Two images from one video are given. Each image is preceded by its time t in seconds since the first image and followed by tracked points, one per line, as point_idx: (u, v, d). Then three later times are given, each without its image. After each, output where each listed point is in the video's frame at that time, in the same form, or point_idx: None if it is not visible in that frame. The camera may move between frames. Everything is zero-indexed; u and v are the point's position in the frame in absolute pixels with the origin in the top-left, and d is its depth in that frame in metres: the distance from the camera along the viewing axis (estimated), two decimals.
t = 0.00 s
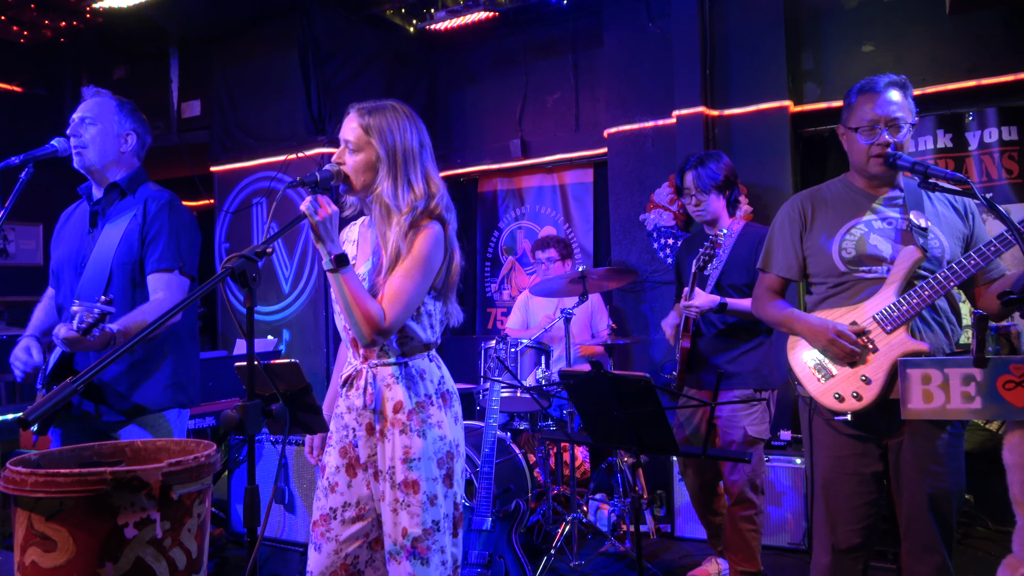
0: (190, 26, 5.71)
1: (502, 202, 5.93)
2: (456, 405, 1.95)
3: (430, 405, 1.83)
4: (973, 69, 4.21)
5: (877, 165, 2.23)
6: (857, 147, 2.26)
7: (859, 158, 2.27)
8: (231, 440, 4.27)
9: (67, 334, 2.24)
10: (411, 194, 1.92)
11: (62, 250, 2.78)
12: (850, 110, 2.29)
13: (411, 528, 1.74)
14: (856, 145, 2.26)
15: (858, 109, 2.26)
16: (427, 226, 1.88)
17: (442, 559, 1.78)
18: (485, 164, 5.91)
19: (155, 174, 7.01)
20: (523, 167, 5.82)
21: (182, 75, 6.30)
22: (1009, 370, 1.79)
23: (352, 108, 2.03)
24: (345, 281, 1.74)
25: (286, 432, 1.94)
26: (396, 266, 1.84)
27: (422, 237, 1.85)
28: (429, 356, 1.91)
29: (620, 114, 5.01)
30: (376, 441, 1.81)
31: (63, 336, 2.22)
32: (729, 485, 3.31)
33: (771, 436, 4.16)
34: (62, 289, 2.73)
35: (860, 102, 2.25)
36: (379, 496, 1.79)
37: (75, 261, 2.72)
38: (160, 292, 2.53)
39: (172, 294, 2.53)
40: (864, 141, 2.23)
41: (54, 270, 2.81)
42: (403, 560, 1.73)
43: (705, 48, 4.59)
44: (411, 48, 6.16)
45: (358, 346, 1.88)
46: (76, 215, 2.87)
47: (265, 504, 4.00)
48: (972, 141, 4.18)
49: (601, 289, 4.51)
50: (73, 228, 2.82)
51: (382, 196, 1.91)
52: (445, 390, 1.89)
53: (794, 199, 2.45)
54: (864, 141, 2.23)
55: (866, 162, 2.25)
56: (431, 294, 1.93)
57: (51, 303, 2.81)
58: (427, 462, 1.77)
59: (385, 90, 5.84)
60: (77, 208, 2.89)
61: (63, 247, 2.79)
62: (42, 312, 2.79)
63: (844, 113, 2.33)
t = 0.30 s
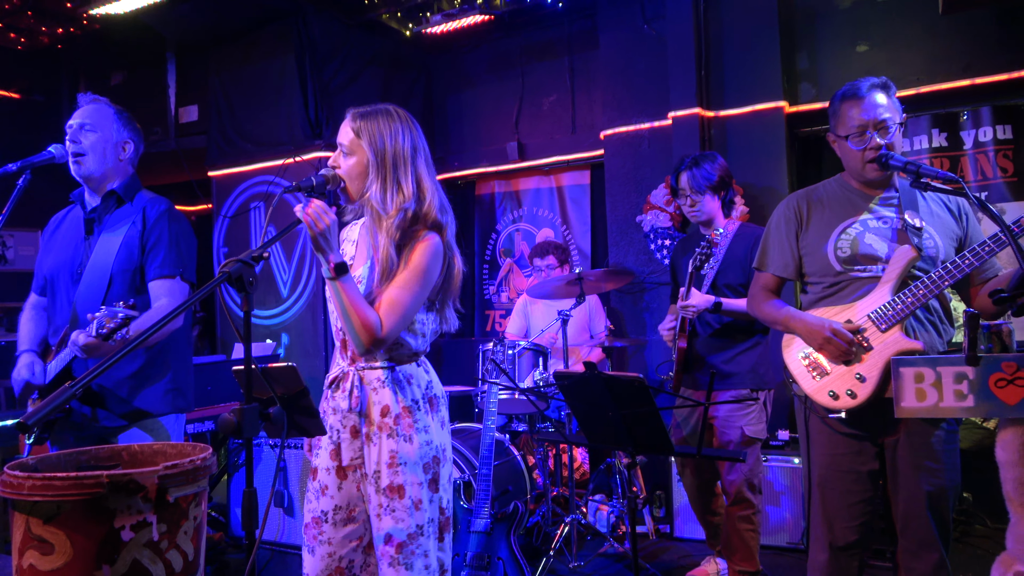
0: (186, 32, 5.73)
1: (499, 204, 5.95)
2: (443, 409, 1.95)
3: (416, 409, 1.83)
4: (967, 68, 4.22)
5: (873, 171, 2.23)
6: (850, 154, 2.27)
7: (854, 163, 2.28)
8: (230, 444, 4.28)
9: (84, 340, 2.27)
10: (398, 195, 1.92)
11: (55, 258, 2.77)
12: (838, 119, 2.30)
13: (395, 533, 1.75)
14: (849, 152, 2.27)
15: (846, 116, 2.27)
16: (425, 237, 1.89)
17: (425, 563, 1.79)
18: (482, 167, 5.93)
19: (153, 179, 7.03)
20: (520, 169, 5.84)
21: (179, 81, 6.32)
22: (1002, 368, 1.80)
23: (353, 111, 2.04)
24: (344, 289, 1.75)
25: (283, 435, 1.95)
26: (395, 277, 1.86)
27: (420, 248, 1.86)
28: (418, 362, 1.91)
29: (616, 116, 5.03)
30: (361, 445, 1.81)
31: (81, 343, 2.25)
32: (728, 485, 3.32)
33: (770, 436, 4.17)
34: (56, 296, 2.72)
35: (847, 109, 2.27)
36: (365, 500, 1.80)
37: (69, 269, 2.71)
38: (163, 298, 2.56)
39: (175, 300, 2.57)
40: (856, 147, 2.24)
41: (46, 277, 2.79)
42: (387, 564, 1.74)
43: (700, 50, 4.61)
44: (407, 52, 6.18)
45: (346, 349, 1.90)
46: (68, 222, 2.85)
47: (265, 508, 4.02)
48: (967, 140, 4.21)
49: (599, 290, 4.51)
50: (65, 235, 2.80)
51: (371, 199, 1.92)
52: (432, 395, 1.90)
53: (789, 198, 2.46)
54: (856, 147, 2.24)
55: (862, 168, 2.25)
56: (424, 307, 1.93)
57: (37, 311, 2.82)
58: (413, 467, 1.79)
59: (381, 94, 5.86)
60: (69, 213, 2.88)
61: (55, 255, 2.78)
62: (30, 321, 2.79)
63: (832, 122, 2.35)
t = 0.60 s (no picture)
0: (195, 31, 5.75)
1: (506, 206, 5.95)
2: (444, 411, 1.92)
3: (414, 411, 1.80)
4: (977, 75, 4.20)
5: (886, 171, 2.21)
6: (867, 152, 2.25)
7: (869, 162, 2.25)
8: (235, 443, 4.28)
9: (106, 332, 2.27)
10: (413, 199, 1.91)
11: (55, 254, 2.73)
12: (856, 117, 2.29)
13: (393, 535, 1.73)
14: (865, 149, 2.25)
15: (864, 115, 2.26)
16: (433, 249, 1.86)
17: (423, 565, 1.76)
18: (489, 169, 5.93)
19: (160, 177, 7.03)
20: (527, 172, 5.83)
21: (186, 79, 6.33)
22: (1017, 377, 1.79)
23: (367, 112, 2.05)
24: (417, 346, 1.73)
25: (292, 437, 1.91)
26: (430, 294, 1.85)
27: (437, 258, 1.84)
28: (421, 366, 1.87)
29: (624, 119, 5.02)
30: (360, 447, 1.81)
31: (102, 334, 2.27)
32: (735, 491, 3.32)
33: (776, 442, 4.15)
34: (58, 292, 2.69)
35: (865, 108, 2.26)
36: (364, 502, 1.79)
37: (71, 266, 2.68)
38: (171, 295, 2.55)
39: (183, 298, 2.57)
40: (873, 145, 2.22)
41: (46, 274, 2.75)
42: (386, 565, 1.73)
43: (708, 53, 4.60)
44: (414, 53, 6.18)
45: (346, 350, 1.90)
46: (67, 219, 2.81)
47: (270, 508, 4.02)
48: (976, 147, 4.20)
49: (605, 293, 4.50)
50: (65, 232, 2.77)
51: (386, 201, 1.91)
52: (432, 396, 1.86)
53: (798, 201, 2.45)
54: (874, 145, 2.22)
55: (875, 167, 2.24)
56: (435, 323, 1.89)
57: (30, 307, 2.78)
58: (411, 469, 1.77)
59: (389, 95, 5.86)
60: (68, 210, 2.85)
61: (54, 252, 2.74)
62: (23, 317, 2.74)
63: (849, 121, 2.33)
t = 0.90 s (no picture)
0: (232, 34, 5.84)
1: (536, 208, 5.94)
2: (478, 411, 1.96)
3: (454, 409, 1.84)
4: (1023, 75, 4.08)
5: (925, 179, 2.17)
6: (903, 157, 2.19)
7: (905, 168, 2.19)
8: (267, 439, 4.34)
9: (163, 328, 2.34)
10: (450, 210, 1.93)
11: (88, 253, 2.72)
12: (888, 122, 2.24)
13: (433, 531, 1.75)
14: (901, 154, 2.19)
15: (898, 120, 2.20)
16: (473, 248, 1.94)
17: (461, 562, 1.79)
18: (520, 170, 5.94)
19: (196, 177, 7.16)
20: (558, 173, 5.82)
21: (223, 81, 6.44)
22: None
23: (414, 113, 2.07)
24: (475, 360, 1.83)
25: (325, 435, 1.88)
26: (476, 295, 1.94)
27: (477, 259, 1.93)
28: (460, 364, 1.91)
29: (656, 121, 4.98)
30: (399, 446, 1.82)
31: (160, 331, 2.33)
32: (767, 497, 3.27)
33: (809, 449, 4.08)
34: (92, 291, 2.69)
35: (898, 112, 2.21)
36: (400, 501, 1.80)
37: (101, 266, 2.68)
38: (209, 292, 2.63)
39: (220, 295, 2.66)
40: (910, 150, 2.17)
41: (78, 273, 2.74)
42: (425, 563, 1.74)
43: (744, 54, 4.54)
44: (447, 55, 6.21)
45: (383, 351, 1.91)
46: (97, 219, 2.80)
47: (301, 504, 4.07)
48: (1022, 149, 4.10)
49: (636, 296, 4.47)
50: (96, 232, 2.76)
51: (422, 206, 1.92)
52: (469, 395, 1.90)
53: (831, 204, 2.40)
54: (911, 150, 2.16)
55: (913, 175, 2.18)
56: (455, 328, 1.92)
57: (55, 305, 2.79)
58: (452, 466, 1.80)
59: (421, 97, 5.89)
60: (96, 209, 2.84)
61: (83, 252, 2.74)
62: (51, 315, 2.75)
63: (880, 126, 2.28)
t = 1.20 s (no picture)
0: (234, 39, 5.87)
1: (538, 209, 5.94)
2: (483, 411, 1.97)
3: (461, 409, 1.85)
4: None
5: (924, 175, 2.16)
6: (898, 159, 2.19)
7: (901, 169, 2.19)
8: (271, 443, 4.35)
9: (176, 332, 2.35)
10: (459, 205, 1.96)
11: (85, 261, 2.72)
12: (880, 127, 2.24)
13: (447, 533, 1.76)
14: (896, 156, 2.19)
15: (889, 124, 2.20)
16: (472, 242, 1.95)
17: (473, 562, 1.80)
18: (522, 172, 5.94)
19: (199, 183, 7.18)
20: (560, 174, 5.82)
21: (225, 87, 6.46)
22: None
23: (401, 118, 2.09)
24: (475, 359, 1.83)
25: (326, 437, 1.87)
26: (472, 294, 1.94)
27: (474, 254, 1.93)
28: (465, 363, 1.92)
29: (657, 120, 4.97)
30: (410, 449, 1.83)
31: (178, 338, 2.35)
32: (771, 496, 3.26)
33: (813, 447, 4.07)
34: (91, 298, 2.69)
35: (889, 114, 2.21)
36: (412, 503, 1.80)
37: (98, 273, 2.69)
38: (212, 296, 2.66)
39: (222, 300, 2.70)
40: (905, 151, 2.16)
41: (75, 281, 2.73)
42: (440, 566, 1.75)
43: (744, 53, 4.54)
44: (448, 57, 6.21)
45: (390, 355, 1.91)
46: (89, 227, 2.80)
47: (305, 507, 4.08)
48: None
49: (638, 296, 4.46)
50: (91, 239, 2.77)
51: (432, 204, 1.93)
52: (475, 395, 1.92)
53: (829, 202, 2.39)
54: (906, 151, 2.16)
55: (911, 173, 2.18)
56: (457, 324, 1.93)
57: (45, 314, 2.79)
58: (462, 467, 1.80)
59: (423, 99, 5.90)
60: (87, 218, 2.83)
61: (78, 261, 2.74)
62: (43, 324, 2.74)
63: (871, 129, 2.28)
